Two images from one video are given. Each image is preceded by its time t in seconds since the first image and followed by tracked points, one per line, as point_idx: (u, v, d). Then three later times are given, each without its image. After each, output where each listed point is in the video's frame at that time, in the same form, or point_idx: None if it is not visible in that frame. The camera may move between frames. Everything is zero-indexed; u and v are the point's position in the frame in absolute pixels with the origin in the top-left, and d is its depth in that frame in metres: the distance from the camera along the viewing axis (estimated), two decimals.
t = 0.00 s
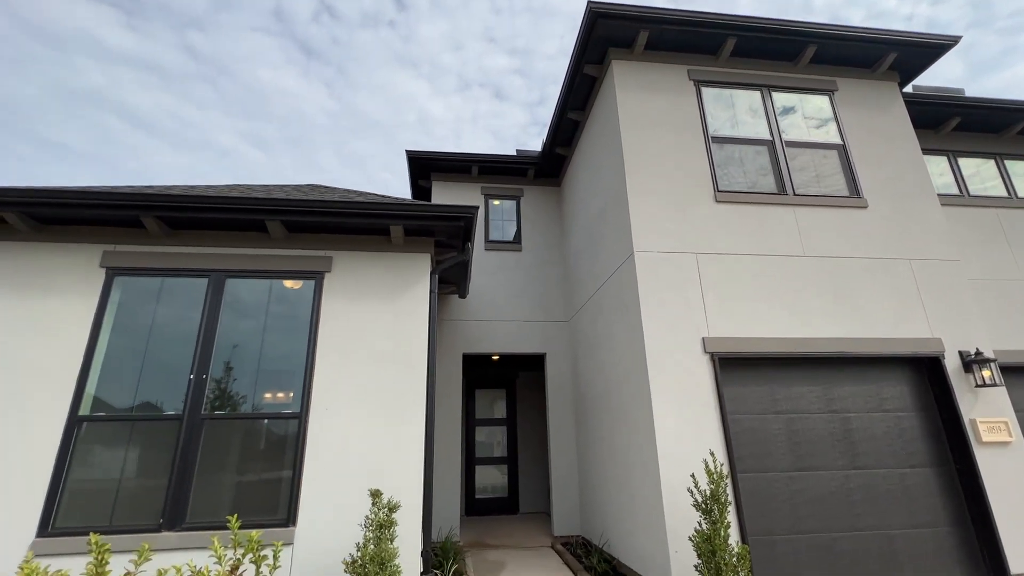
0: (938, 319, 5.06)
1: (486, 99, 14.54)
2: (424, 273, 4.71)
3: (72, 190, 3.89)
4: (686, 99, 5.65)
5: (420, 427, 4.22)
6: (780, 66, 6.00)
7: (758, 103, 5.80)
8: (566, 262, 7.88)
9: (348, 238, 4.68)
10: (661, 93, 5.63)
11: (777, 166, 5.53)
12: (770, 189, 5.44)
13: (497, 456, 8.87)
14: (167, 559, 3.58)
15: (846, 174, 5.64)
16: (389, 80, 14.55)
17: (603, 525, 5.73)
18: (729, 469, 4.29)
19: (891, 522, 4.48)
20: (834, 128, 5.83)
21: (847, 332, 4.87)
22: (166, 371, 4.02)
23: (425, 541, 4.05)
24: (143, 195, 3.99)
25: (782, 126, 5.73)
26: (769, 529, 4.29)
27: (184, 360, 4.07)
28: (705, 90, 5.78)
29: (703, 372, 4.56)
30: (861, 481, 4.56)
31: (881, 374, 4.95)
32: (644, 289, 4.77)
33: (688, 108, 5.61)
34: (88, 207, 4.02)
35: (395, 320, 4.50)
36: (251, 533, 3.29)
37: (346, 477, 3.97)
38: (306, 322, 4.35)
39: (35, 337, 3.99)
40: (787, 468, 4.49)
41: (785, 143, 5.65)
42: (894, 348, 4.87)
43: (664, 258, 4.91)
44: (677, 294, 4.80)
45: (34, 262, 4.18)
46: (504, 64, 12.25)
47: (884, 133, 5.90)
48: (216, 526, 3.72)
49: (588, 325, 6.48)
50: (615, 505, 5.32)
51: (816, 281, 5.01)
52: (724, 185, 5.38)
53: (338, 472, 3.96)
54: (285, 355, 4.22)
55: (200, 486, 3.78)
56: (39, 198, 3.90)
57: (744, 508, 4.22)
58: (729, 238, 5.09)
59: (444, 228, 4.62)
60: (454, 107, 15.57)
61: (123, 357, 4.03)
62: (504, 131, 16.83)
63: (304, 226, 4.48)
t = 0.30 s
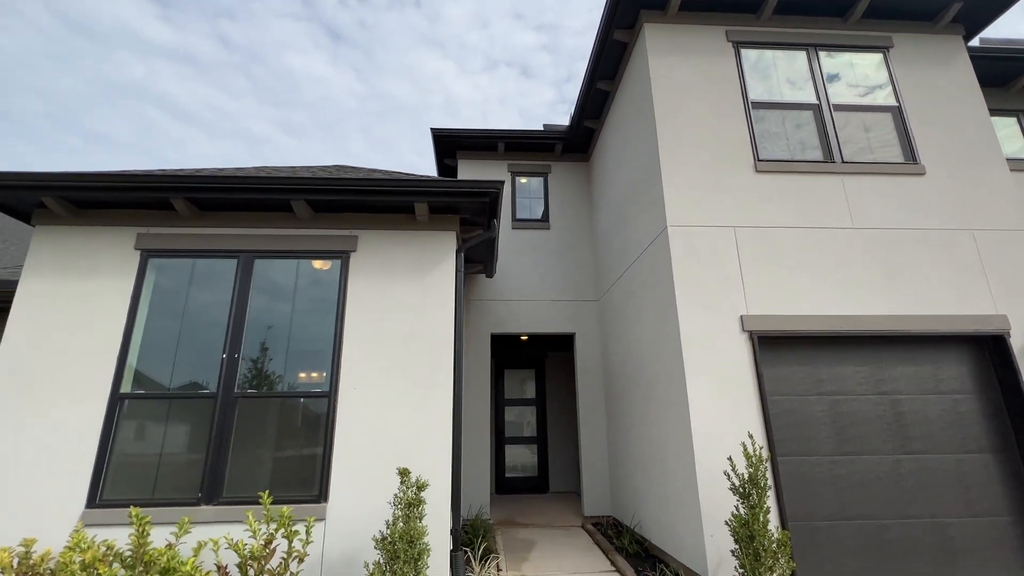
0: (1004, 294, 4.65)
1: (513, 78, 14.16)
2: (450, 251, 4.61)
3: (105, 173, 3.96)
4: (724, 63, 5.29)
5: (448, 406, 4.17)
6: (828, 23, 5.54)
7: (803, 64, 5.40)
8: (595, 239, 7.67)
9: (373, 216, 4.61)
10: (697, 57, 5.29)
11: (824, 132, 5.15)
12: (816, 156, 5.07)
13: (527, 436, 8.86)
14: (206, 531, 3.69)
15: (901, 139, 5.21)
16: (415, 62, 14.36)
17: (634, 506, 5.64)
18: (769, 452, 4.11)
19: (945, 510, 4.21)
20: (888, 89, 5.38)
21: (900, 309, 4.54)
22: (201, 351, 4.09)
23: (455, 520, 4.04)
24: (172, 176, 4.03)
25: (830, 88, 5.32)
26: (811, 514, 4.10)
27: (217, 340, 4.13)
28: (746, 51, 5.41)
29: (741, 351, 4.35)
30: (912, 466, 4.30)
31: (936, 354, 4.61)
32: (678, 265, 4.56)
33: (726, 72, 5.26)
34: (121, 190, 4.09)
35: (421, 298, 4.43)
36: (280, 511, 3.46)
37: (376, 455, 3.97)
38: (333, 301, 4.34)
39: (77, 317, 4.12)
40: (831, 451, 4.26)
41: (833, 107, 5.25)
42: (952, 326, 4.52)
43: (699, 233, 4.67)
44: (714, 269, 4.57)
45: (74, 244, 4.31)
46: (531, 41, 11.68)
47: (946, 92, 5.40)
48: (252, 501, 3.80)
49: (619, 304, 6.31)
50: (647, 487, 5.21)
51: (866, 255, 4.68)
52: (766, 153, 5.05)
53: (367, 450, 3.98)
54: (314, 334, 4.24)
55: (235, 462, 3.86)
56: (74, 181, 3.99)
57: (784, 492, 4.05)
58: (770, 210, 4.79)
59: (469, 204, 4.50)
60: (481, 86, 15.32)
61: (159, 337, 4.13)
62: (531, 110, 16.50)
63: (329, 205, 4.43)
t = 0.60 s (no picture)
0: None
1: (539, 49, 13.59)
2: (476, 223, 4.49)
3: (135, 149, 4.00)
4: (766, 16, 4.92)
5: (475, 380, 4.13)
6: None
7: (853, 15, 4.98)
8: (625, 211, 7.43)
9: (397, 188, 4.53)
10: (736, 11, 4.93)
11: (876, 89, 4.76)
12: (866, 116, 4.70)
13: (555, 412, 8.85)
14: (243, 498, 3.79)
15: (963, 94, 4.77)
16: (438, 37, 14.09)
17: (665, 482, 5.57)
18: (809, 429, 3.93)
19: (1002, 491, 3.96)
20: (949, 40, 4.91)
21: (957, 279, 4.22)
22: (233, 325, 4.16)
23: (484, 492, 4.04)
24: (199, 151, 4.04)
25: (883, 41, 4.90)
26: (853, 493, 3.93)
27: (248, 314, 4.19)
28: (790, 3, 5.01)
29: (780, 324, 4.15)
30: (966, 445, 4.04)
31: (997, 327, 4.28)
32: (713, 234, 4.34)
33: (768, 26, 4.88)
34: (150, 166, 4.12)
35: (446, 270, 4.36)
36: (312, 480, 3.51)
37: (404, 428, 3.98)
38: (359, 275, 4.32)
39: (115, 292, 4.23)
40: (876, 429, 4.05)
41: (886, 61, 4.84)
42: (1016, 297, 4.17)
43: (737, 200, 4.42)
44: (752, 238, 4.33)
45: (109, 221, 4.40)
46: (556, 10, 11.21)
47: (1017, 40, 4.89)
48: (285, 471, 3.88)
49: (649, 277, 6.11)
50: (678, 463, 5.11)
51: (921, 222, 4.34)
52: (811, 114, 4.70)
53: (396, 422, 3.99)
54: (341, 308, 4.24)
55: (269, 433, 3.94)
56: (105, 158, 4.04)
57: (824, 470, 3.88)
58: (815, 175, 4.47)
59: (494, 173, 4.35)
60: (506, 58, 14.94)
61: (193, 312, 4.23)
62: (557, 82, 16.02)
63: (353, 177, 4.37)
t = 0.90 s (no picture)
0: None
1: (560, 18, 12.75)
2: (500, 188, 4.33)
3: (156, 117, 3.96)
4: None
5: (500, 349, 4.04)
6: None
7: None
8: (654, 178, 7.13)
9: (419, 154, 4.39)
10: None
11: (938, 35, 4.33)
12: (925, 64, 4.30)
13: (580, 384, 8.79)
14: (274, 465, 3.85)
15: None
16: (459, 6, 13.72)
17: (694, 454, 5.46)
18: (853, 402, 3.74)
19: None
20: None
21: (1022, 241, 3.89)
22: (259, 295, 4.18)
23: (511, 461, 4.00)
24: (219, 118, 3.98)
25: None
26: (897, 467, 3.75)
27: (273, 284, 4.19)
28: None
29: (823, 291, 3.92)
30: None
31: None
32: (752, 196, 4.09)
33: None
34: (171, 135, 4.08)
35: (470, 238, 4.24)
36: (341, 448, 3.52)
37: (430, 397, 3.95)
38: (382, 244, 4.25)
39: (144, 263, 4.27)
40: (925, 401, 3.84)
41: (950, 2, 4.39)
42: None
43: (778, 160, 4.14)
44: (794, 201, 4.07)
45: (134, 192, 4.41)
46: None
47: None
48: (314, 438, 3.92)
49: (679, 246, 5.88)
50: (709, 435, 4.98)
51: (983, 180, 3.99)
52: (862, 64, 4.33)
53: (422, 391, 3.96)
54: (365, 278, 4.19)
55: (298, 401, 3.98)
56: (127, 127, 4.01)
57: (867, 444, 3.71)
58: (865, 130, 4.14)
59: (519, 136, 4.16)
60: (528, 27, 14.43)
61: (220, 283, 4.25)
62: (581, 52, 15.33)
63: (373, 142, 4.25)
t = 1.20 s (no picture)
0: None
1: None
2: (521, 145, 4.08)
3: (164, 75, 3.80)
4: None
5: (523, 315, 3.87)
6: None
7: None
8: (682, 137, 6.75)
9: (436, 110, 4.15)
10: None
11: None
12: None
13: (603, 354, 8.64)
14: (295, 430, 3.82)
15: None
16: None
17: (724, 424, 5.28)
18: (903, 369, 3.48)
19: None
20: None
21: None
22: (276, 260, 4.09)
23: (535, 429, 3.89)
24: (227, 74, 3.80)
25: None
26: (949, 438, 3.51)
27: (290, 249, 4.09)
28: None
29: (872, 251, 3.62)
30: None
31: None
32: (795, 149, 3.77)
33: None
34: (180, 95, 3.93)
35: (490, 199, 4.03)
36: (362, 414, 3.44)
37: (452, 364, 3.84)
38: (399, 206, 4.09)
39: (159, 228, 4.19)
40: (982, 368, 3.56)
41: None
42: None
43: (825, 108, 3.79)
44: (841, 153, 3.73)
45: (147, 156, 4.31)
46: None
47: None
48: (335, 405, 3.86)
49: (711, 208, 5.57)
50: (740, 404, 4.79)
51: None
52: None
53: (443, 358, 3.85)
54: (383, 243, 4.06)
55: (318, 367, 3.92)
56: (135, 88, 3.87)
57: (916, 413, 3.48)
58: (925, 72, 3.74)
59: (542, 87, 3.88)
60: None
61: (237, 249, 4.17)
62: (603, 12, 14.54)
63: (388, 98, 4.03)
